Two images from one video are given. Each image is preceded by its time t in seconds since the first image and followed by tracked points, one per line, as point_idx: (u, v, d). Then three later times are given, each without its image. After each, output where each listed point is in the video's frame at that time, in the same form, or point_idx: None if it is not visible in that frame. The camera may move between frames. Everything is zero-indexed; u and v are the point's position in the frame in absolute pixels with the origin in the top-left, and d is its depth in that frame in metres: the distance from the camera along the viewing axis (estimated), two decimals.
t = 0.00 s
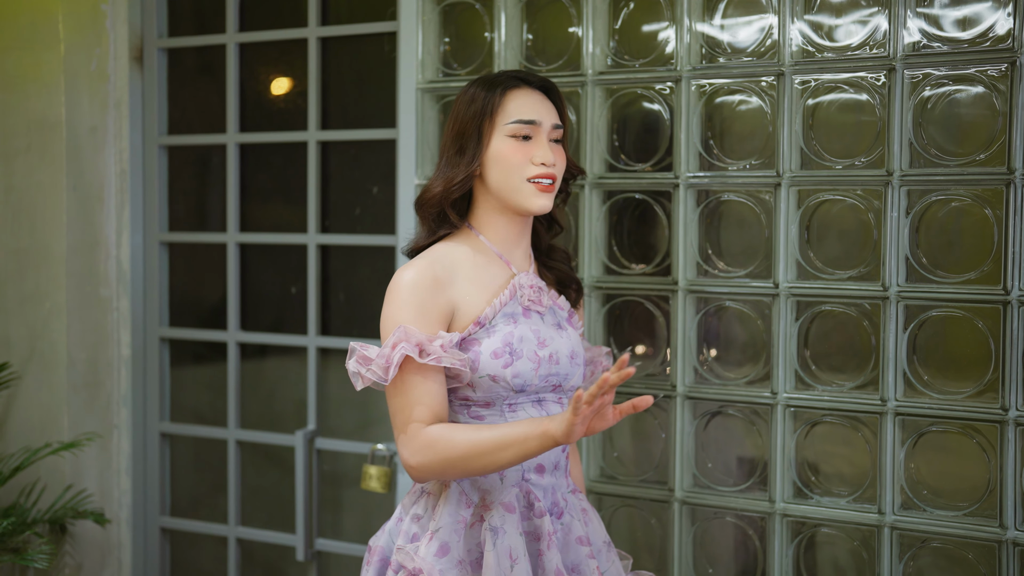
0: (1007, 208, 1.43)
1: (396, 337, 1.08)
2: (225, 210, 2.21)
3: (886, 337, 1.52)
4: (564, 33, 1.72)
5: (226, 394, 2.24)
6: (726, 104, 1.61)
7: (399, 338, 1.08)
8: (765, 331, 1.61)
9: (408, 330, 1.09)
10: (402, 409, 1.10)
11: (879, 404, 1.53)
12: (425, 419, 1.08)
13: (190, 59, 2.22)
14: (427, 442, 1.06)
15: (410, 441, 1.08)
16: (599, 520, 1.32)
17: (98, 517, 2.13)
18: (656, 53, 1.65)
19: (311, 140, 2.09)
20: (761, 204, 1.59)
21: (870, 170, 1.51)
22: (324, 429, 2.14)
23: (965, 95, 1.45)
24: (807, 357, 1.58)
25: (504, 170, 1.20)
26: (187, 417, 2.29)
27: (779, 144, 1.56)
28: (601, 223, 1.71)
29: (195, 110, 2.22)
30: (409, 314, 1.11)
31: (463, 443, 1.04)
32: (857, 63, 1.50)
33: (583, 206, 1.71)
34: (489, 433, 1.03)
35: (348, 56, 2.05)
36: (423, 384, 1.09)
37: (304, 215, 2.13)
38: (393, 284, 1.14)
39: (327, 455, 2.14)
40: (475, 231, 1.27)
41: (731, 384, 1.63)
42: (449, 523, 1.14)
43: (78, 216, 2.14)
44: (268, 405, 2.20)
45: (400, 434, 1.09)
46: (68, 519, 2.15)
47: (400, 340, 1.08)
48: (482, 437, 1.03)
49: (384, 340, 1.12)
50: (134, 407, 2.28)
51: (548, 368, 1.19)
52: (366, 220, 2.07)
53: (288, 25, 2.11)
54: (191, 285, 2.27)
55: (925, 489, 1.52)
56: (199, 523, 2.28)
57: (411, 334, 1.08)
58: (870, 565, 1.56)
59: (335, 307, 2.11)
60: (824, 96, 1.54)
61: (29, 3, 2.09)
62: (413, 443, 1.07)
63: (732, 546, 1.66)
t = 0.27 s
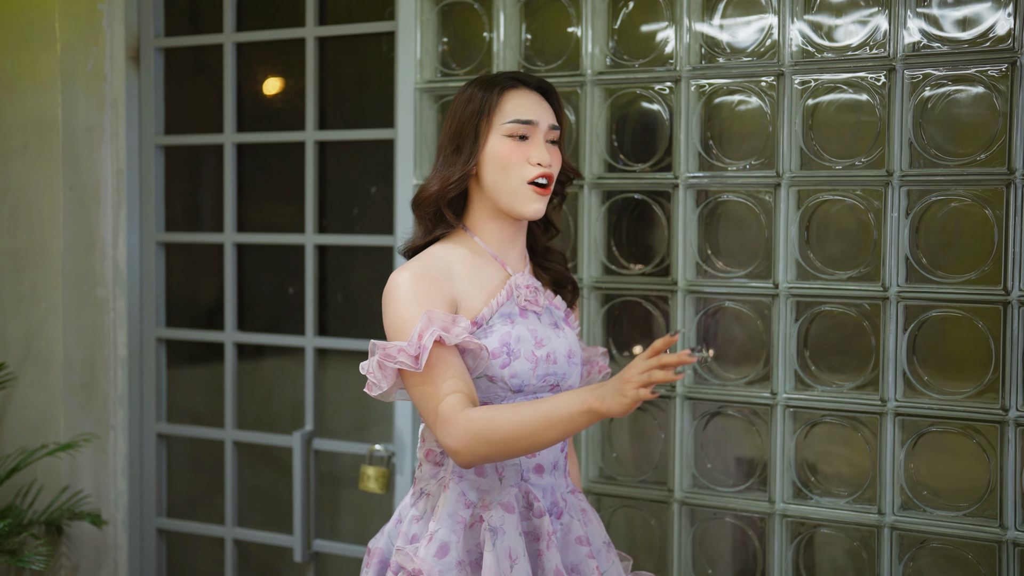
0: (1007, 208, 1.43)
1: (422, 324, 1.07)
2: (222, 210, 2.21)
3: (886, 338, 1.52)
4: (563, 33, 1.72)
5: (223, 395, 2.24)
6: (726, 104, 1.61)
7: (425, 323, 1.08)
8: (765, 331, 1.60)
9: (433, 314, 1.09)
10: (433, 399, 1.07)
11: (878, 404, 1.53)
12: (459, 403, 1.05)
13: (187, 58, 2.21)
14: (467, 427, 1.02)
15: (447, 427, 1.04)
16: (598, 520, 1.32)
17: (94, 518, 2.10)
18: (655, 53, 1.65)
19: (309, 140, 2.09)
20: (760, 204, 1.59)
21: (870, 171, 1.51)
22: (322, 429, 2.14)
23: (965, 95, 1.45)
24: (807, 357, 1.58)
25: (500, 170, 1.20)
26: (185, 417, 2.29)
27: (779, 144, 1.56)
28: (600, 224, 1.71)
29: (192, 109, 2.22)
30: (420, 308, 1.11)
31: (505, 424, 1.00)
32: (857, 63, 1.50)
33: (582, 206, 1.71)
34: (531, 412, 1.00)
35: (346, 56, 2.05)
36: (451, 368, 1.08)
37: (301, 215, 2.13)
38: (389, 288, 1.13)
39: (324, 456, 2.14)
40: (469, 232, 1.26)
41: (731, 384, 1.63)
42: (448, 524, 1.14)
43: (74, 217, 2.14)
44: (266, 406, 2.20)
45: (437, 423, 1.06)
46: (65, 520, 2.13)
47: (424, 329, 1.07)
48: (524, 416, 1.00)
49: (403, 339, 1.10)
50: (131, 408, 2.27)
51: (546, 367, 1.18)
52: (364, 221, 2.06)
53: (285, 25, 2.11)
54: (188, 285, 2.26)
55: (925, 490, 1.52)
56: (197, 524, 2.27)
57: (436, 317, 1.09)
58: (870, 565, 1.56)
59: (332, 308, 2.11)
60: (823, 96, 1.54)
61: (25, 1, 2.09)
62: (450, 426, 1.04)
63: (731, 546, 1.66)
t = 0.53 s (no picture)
0: (1001, 209, 1.44)
1: (428, 325, 1.06)
2: (214, 210, 2.19)
3: (881, 339, 1.52)
4: (557, 34, 1.72)
5: (215, 396, 2.23)
6: (720, 105, 1.61)
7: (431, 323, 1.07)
8: (759, 332, 1.61)
9: (438, 313, 1.08)
10: (447, 393, 1.05)
11: (873, 405, 1.53)
12: (474, 393, 1.02)
13: (179, 58, 2.20)
14: (486, 414, 1.00)
15: (467, 418, 1.02)
16: (594, 519, 1.32)
17: (85, 520, 2.09)
18: (650, 53, 1.65)
19: (302, 140, 2.08)
20: (755, 205, 1.59)
21: (865, 172, 1.51)
22: (314, 431, 2.13)
23: (959, 96, 1.45)
24: (802, 358, 1.58)
25: (484, 167, 1.20)
26: (176, 419, 2.27)
27: (774, 145, 1.56)
28: (594, 225, 1.71)
29: (183, 109, 2.21)
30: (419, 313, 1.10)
31: (523, 406, 0.98)
32: (851, 64, 1.50)
33: (576, 206, 1.71)
34: (546, 387, 0.98)
35: (339, 56, 2.04)
36: (459, 358, 1.06)
37: (294, 216, 2.12)
38: (380, 298, 1.12)
39: (317, 457, 2.13)
40: (457, 234, 1.26)
41: (725, 385, 1.63)
42: (442, 526, 1.13)
43: (64, 216, 2.14)
44: (258, 407, 2.19)
45: (456, 416, 1.03)
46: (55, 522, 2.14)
47: (430, 330, 1.07)
48: (540, 392, 0.98)
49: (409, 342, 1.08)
50: (122, 409, 2.24)
51: (538, 367, 1.18)
52: (357, 221, 2.06)
53: (278, 24, 2.10)
54: (179, 286, 2.25)
55: (920, 490, 1.52)
56: (188, 527, 2.26)
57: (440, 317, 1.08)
58: (865, 566, 1.56)
59: (325, 309, 2.10)
60: (818, 97, 1.54)
61: None
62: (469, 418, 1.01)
63: (726, 547, 1.65)
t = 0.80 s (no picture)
0: (993, 212, 1.44)
1: (427, 330, 1.06)
2: (203, 211, 2.18)
3: (873, 341, 1.52)
4: (549, 35, 1.72)
5: (205, 398, 2.21)
6: (712, 107, 1.61)
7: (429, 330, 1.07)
8: (752, 334, 1.60)
9: (434, 317, 1.08)
10: (454, 398, 1.04)
11: (866, 407, 1.53)
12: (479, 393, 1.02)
13: (168, 58, 2.18)
14: (496, 416, 0.99)
15: (475, 418, 1.01)
16: (587, 521, 1.31)
17: (73, 523, 2.07)
18: (643, 55, 1.65)
19: (292, 141, 2.07)
20: (747, 207, 1.59)
21: (858, 174, 1.51)
22: (305, 433, 2.12)
23: (951, 98, 1.46)
24: (794, 360, 1.58)
25: (464, 168, 1.19)
26: (165, 422, 2.26)
27: (766, 148, 1.56)
28: (586, 228, 1.71)
29: (172, 110, 2.19)
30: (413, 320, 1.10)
31: (527, 401, 0.97)
32: (844, 66, 1.50)
33: (568, 208, 1.71)
34: (551, 384, 0.97)
35: (330, 57, 2.03)
36: (461, 359, 1.06)
37: (284, 217, 2.11)
38: (372, 310, 1.12)
39: (308, 460, 2.12)
40: (444, 240, 1.25)
41: (717, 387, 1.63)
42: (436, 530, 1.13)
43: (53, 218, 2.12)
44: (248, 409, 2.17)
45: (467, 421, 1.02)
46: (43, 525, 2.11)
47: (430, 335, 1.06)
48: (544, 389, 0.97)
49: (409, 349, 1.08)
50: (111, 411, 2.22)
51: (531, 371, 1.18)
52: (348, 223, 2.05)
53: (268, 25, 2.09)
54: (168, 288, 2.23)
55: (912, 492, 1.52)
56: (178, 530, 2.24)
57: (436, 321, 1.08)
58: (857, 567, 1.56)
59: (316, 311, 2.09)
60: (811, 98, 1.54)
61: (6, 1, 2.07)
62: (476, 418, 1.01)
63: (718, 549, 1.65)
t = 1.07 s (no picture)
0: (986, 213, 1.45)
1: (428, 332, 1.06)
2: (193, 212, 2.17)
3: (867, 342, 1.52)
4: (542, 36, 1.71)
5: (194, 400, 2.20)
6: (705, 109, 1.61)
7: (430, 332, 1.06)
8: (746, 335, 1.61)
9: (436, 318, 1.07)
10: (459, 399, 1.03)
11: (860, 408, 1.53)
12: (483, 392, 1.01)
13: (157, 57, 2.17)
14: (503, 415, 0.98)
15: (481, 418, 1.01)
16: (583, 521, 1.31)
17: (65, 526, 2.06)
18: (636, 56, 1.65)
19: (283, 141, 2.06)
20: (741, 208, 1.59)
21: (852, 175, 1.52)
22: (296, 435, 2.11)
23: (944, 100, 1.46)
24: (788, 360, 1.59)
25: (455, 172, 1.18)
26: (154, 424, 2.24)
27: (760, 149, 1.56)
28: (579, 229, 1.70)
29: (161, 109, 2.18)
30: (411, 324, 1.09)
31: (531, 396, 0.97)
32: (838, 67, 1.51)
33: (562, 209, 1.70)
34: (555, 378, 0.96)
35: (321, 57, 2.03)
36: (465, 359, 1.06)
37: (275, 217, 2.10)
38: (370, 315, 1.11)
39: (299, 461, 2.11)
40: (436, 244, 1.24)
41: (710, 388, 1.63)
42: (436, 533, 1.12)
43: (41, 218, 2.10)
44: (239, 411, 2.16)
45: (474, 421, 1.02)
46: (33, 528, 2.09)
47: (431, 337, 1.06)
48: (549, 384, 0.96)
49: (410, 352, 1.07)
50: (100, 413, 2.21)
51: (528, 372, 1.17)
52: (339, 223, 2.04)
53: (259, 24, 2.08)
54: (157, 289, 2.21)
55: (907, 493, 1.53)
56: (168, 532, 2.23)
57: (438, 322, 1.07)
58: (851, 567, 1.56)
59: (307, 312, 2.08)
60: (805, 100, 1.54)
61: None
62: (482, 418, 1.00)
63: (712, 549, 1.65)
